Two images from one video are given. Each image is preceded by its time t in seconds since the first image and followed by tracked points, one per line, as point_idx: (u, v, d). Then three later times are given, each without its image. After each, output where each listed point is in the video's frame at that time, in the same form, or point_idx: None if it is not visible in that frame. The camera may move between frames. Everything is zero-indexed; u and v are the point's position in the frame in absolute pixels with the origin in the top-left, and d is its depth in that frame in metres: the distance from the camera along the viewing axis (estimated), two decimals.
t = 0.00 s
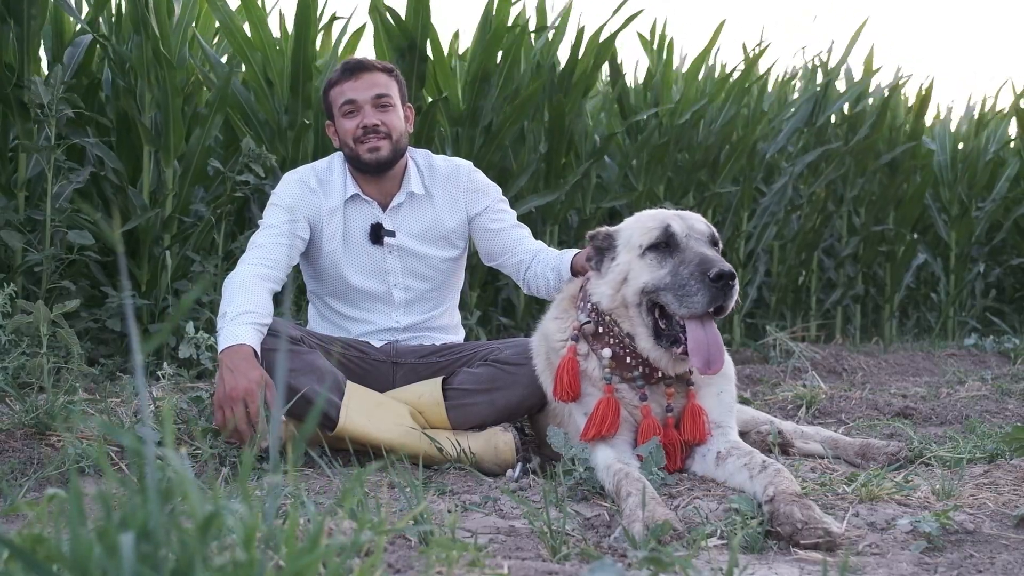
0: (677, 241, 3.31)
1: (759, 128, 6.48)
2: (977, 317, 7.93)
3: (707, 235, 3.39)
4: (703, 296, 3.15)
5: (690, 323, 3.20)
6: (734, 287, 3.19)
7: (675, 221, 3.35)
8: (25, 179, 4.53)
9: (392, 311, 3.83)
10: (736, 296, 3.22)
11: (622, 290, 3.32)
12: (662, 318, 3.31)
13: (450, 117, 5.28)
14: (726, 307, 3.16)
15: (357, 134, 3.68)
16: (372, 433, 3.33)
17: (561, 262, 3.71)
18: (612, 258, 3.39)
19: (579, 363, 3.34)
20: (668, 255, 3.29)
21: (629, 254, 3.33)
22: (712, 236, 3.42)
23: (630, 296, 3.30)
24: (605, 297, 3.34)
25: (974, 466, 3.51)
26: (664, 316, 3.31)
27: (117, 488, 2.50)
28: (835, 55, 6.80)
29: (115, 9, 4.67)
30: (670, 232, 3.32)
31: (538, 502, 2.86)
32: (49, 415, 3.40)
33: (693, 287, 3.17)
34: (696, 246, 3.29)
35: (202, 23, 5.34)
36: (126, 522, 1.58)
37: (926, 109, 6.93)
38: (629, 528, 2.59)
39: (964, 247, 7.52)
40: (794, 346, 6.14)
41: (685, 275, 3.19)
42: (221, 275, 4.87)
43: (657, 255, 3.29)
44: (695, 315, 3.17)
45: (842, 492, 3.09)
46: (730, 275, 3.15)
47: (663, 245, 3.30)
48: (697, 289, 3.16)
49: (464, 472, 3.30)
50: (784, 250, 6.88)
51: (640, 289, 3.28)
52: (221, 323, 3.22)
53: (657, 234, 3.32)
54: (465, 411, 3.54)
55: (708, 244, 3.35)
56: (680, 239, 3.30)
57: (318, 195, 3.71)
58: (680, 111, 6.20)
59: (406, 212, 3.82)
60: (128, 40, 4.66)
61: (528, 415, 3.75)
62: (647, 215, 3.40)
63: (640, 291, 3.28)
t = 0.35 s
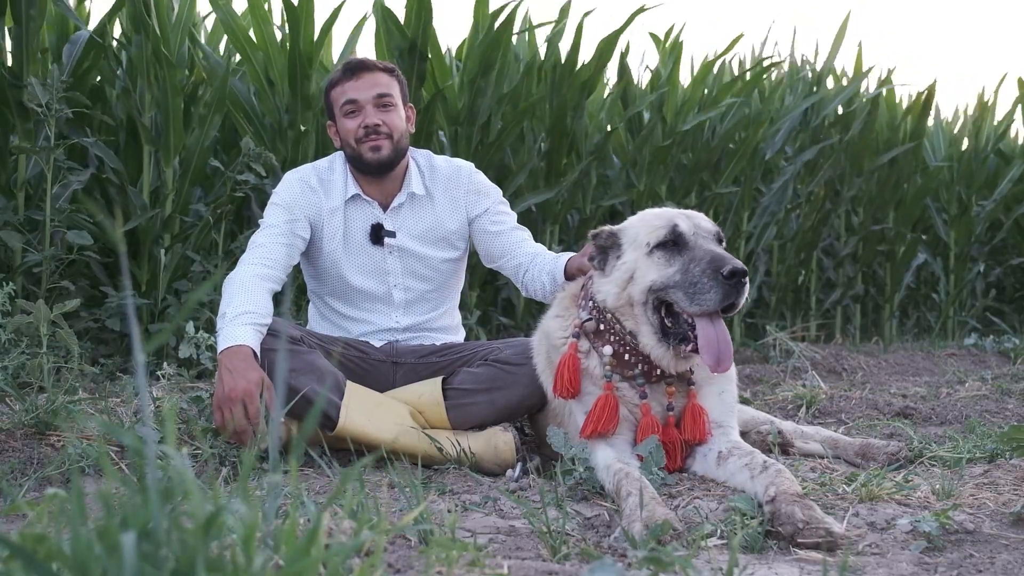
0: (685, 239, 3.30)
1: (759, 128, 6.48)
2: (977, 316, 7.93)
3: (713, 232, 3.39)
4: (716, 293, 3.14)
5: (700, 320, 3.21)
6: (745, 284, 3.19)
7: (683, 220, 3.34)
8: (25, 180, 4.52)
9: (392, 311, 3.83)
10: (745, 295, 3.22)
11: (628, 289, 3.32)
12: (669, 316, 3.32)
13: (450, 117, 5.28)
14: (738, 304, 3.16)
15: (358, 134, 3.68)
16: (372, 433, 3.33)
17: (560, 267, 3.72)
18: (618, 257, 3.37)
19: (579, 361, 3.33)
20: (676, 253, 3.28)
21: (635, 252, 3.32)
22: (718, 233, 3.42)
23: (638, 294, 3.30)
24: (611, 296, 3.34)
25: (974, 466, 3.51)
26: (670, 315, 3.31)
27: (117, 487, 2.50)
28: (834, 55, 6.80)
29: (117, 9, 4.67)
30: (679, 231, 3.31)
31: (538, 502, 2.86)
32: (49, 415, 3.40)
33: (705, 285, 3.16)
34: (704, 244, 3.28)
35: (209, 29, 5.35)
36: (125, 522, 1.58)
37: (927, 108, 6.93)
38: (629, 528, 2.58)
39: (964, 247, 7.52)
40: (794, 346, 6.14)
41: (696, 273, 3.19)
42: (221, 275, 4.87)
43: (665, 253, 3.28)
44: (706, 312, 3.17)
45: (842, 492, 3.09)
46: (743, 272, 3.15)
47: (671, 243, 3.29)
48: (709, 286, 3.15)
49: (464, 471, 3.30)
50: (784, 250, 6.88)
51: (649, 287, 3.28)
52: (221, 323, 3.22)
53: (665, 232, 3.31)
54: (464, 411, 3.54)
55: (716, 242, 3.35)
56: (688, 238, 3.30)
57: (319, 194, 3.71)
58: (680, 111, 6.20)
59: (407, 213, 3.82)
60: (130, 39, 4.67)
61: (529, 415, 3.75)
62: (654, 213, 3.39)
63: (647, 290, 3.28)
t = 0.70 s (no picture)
0: (693, 242, 3.30)
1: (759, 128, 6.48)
2: (977, 317, 7.93)
3: (720, 235, 3.39)
4: (724, 297, 3.14)
5: (707, 323, 3.22)
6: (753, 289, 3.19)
7: (691, 222, 3.34)
8: (26, 180, 4.52)
9: (392, 312, 3.83)
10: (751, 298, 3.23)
11: (635, 290, 3.31)
12: (674, 318, 3.31)
13: (450, 117, 5.28)
14: (745, 308, 3.17)
15: (357, 134, 3.67)
16: (371, 433, 3.33)
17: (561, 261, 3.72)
18: (624, 257, 3.36)
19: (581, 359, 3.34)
20: (684, 255, 3.27)
21: (642, 253, 3.32)
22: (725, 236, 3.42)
23: (644, 294, 3.29)
24: (616, 295, 3.33)
25: (974, 466, 3.50)
26: (675, 317, 3.31)
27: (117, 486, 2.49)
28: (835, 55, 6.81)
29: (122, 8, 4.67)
30: (687, 233, 3.30)
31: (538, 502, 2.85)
32: (49, 415, 3.40)
33: (714, 288, 3.16)
34: (711, 247, 3.29)
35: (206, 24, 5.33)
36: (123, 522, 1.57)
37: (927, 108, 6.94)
38: (629, 528, 2.58)
39: (964, 247, 7.52)
40: (795, 346, 6.14)
41: (705, 276, 3.18)
42: (221, 275, 4.87)
43: (672, 255, 3.28)
44: (714, 315, 3.17)
45: (842, 492, 3.09)
46: (751, 276, 3.16)
47: (679, 246, 3.29)
48: (717, 290, 3.15)
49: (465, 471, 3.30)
50: (784, 250, 6.88)
51: (655, 288, 3.28)
52: (220, 324, 3.22)
53: (673, 234, 3.31)
54: (465, 411, 3.54)
55: (723, 246, 3.35)
56: (696, 241, 3.29)
57: (318, 195, 3.71)
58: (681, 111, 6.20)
59: (406, 212, 3.82)
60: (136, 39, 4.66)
61: (529, 415, 3.75)
62: (661, 216, 3.39)
63: (653, 291, 3.28)
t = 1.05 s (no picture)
0: (691, 248, 3.29)
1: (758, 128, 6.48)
2: (977, 317, 7.93)
3: (719, 242, 3.38)
4: (718, 305, 3.14)
5: (702, 330, 3.21)
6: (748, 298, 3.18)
7: (690, 228, 3.33)
8: (26, 180, 4.52)
9: (392, 312, 3.83)
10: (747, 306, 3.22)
11: (633, 293, 3.31)
12: (672, 322, 3.32)
13: (450, 118, 5.28)
14: (740, 317, 3.16)
15: (359, 134, 3.67)
16: (371, 433, 3.33)
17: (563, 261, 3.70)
18: (625, 260, 3.36)
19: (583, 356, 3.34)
20: (682, 261, 3.27)
21: (641, 257, 3.32)
22: (723, 242, 3.41)
23: (643, 297, 3.29)
24: (616, 298, 3.34)
25: (974, 466, 3.51)
26: (673, 321, 3.31)
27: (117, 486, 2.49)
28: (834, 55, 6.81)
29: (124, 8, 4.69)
30: (685, 239, 3.30)
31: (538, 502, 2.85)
32: (49, 415, 3.40)
33: (708, 295, 3.16)
34: (709, 254, 3.28)
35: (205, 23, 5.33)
36: (122, 522, 1.57)
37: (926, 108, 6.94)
38: (629, 528, 2.58)
39: (965, 247, 7.52)
40: (795, 346, 6.14)
41: (700, 283, 3.18)
42: (221, 275, 4.87)
43: (670, 261, 3.28)
44: (707, 323, 3.17)
45: (842, 492, 3.10)
46: (746, 284, 3.15)
47: (677, 251, 3.29)
48: (712, 297, 3.15)
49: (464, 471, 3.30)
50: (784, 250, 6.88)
51: (654, 293, 3.28)
52: (221, 324, 3.22)
53: (672, 239, 3.31)
54: (465, 411, 3.54)
55: (721, 253, 3.35)
56: (695, 247, 3.29)
57: (319, 195, 3.71)
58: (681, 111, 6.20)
59: (407, 212, 3.81)
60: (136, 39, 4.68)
61: (529, 415, 3.75)
62: (661, 220, 3.39)
63: (651, 295, 3.28)
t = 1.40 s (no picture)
0: (694, 247, 3.28)
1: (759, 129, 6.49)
2: (977, 317, 7.93)
3: (723, 239, 3.36)
4: (721, 302, 3.12)
5: (710, 329, 3.17)
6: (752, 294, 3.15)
7: (692, 228, 3.32)
8: (26, 180, 4.52)
9: (392, 312, 3.83)
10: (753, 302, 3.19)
11: (641, 293, 3.30)
12: (682, 322, 3.29)
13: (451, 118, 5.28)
14: (746, 313, 3.13)
15: (360, 135, 3.67)
16: (371, 434, 3.33)
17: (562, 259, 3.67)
18: (632, 262, 3.36)
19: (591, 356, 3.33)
20: (686, 261, 3.26)
21: (646, 258, 3.31)
22: (728, 240, 3.39)
23: (651, 298, 3.29)
24: (624, 299, 3.33)
25: (974, 466, 3.51)
26: (683, 320, 3.29)
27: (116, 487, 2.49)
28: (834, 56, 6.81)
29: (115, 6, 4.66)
30: (687, 238, 3.29)
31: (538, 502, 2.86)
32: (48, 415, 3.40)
33: (711, 294, 3.14)
34: (713, 252, 3.26)
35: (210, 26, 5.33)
36: (122, 523, 1.57)
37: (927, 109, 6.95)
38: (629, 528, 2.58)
39: (965, 247, 7.52)
40: (795, 346, 6.13)
41: (703, 282, 3.16)
42: (221, 275, 4.87)
43: (674, 261, 3.26)
44: (713, 321, 3.14)
45: (842, 492, 3.10)
46: (748, 281, 3.12)
47: (681, 251, 3.27)
48: (715, 295, 3.13)
49: (464, 471, 3.30)
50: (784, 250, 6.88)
51: (660, 294, 3.26)
52: (221, 325, 3.22)
53: (674, 239, 3.30)
54: (465, 412, 3.54)
55: (726, 251, 3.32)
56: (698, 245, 3.28)
57: (320, 195, 3.72)
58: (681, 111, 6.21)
59: (408, 213, 3.82)
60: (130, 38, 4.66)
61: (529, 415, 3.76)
62: (665, 220, 3.38)
63: (658, 296, 3.27)
